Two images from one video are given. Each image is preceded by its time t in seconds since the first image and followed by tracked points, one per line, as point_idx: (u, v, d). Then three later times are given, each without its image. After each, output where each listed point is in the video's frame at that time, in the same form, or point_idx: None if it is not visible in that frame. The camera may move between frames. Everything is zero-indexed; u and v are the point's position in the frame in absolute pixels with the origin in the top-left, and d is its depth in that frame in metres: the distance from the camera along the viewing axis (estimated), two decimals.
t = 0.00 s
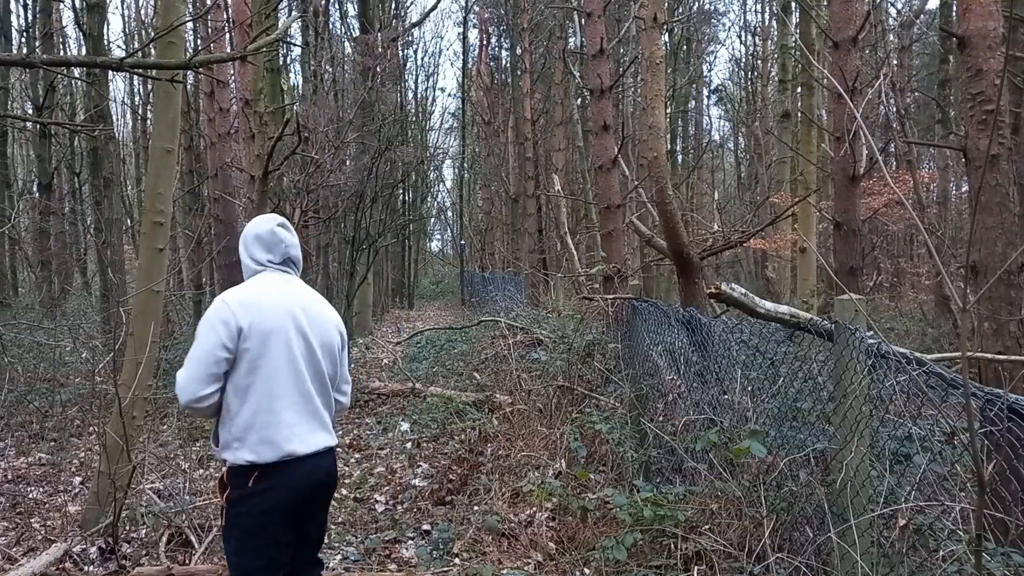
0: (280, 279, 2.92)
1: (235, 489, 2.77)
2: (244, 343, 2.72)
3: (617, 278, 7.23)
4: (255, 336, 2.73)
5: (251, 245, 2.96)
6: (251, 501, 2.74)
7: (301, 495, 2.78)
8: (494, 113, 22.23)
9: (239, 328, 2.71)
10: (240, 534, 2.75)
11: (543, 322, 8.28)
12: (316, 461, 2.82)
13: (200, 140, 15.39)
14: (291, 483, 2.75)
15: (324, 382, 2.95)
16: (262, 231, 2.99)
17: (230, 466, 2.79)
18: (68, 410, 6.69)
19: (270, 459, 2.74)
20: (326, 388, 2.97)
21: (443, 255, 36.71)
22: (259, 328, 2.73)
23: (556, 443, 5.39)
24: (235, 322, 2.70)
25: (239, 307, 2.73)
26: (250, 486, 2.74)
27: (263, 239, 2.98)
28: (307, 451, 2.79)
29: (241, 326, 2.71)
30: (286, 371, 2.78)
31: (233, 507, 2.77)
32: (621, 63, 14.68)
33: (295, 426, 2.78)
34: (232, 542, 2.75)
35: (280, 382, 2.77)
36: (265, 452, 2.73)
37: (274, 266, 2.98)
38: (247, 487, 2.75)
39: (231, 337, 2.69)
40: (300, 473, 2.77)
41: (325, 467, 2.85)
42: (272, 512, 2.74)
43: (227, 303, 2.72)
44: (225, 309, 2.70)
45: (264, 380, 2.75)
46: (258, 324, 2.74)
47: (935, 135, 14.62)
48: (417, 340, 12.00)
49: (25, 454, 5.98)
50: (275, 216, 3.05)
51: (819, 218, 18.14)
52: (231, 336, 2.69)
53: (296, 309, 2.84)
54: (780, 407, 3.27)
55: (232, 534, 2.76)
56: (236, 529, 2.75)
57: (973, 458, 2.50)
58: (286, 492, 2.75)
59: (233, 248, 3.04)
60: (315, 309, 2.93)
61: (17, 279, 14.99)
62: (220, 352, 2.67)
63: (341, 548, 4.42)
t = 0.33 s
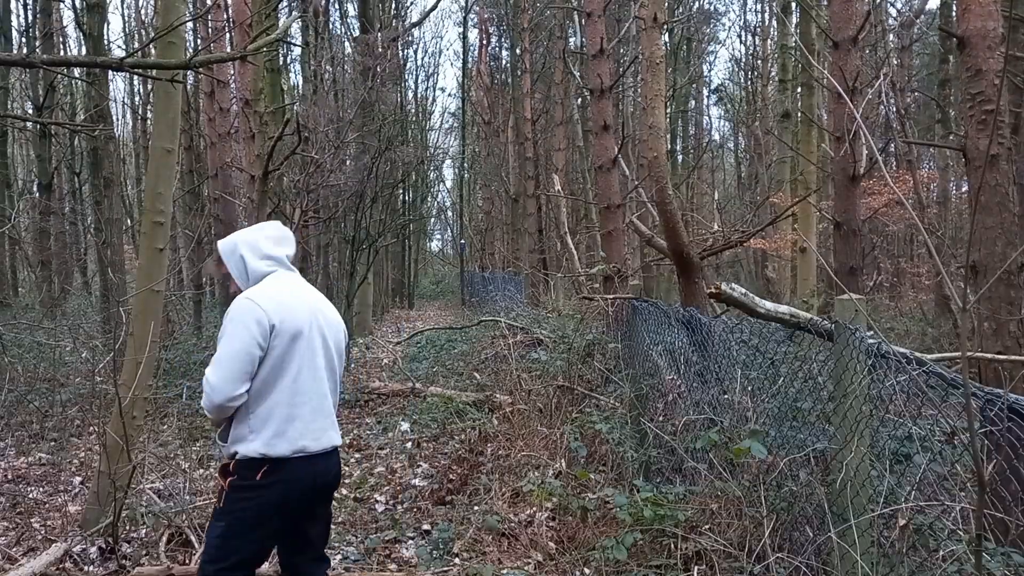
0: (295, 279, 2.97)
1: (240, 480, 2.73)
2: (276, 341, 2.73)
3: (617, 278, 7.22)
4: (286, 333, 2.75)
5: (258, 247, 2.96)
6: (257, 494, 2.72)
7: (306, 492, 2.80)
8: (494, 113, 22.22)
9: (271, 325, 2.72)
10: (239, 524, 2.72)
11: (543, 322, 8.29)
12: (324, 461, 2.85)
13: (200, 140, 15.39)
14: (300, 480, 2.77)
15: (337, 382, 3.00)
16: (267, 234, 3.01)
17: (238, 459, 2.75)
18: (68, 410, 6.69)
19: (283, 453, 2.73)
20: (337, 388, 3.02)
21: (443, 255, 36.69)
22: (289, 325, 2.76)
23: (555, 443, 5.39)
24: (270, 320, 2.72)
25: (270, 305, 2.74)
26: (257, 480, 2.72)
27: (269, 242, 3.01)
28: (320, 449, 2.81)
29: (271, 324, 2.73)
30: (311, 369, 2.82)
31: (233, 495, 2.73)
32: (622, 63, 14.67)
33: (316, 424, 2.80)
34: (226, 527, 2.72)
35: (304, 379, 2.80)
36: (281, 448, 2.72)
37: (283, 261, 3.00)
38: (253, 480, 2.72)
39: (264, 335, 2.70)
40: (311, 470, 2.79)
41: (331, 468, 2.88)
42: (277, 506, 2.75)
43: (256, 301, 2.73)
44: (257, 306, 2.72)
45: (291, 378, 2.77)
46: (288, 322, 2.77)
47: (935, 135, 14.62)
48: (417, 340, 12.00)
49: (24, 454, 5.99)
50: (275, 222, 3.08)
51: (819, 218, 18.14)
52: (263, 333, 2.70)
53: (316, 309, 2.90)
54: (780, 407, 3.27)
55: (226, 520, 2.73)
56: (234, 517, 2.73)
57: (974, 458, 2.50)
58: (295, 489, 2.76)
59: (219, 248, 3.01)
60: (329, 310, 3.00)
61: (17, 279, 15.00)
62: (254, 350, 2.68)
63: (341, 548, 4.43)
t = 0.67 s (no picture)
0: (277, 280, 2.94)
1: (238, 477, 2.74)
2: (268, 347, 2.71)
3: (617, 278, 7.21)
4: (278, 337, 2.73)
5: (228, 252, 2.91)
6: (254, 492, 2.72)
7: (302, 489, 2.80)
8: (494, 113, 22.21)
9: (262, 332, 2.69)
10: (234, 520, 2.73)
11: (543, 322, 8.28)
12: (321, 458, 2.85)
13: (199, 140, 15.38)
14: (297, 478, 2.77)
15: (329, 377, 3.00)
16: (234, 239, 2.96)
17: (234, 462, 2.75)
18: (68, 410, 6.69)
19: (280, 453, 2.72)
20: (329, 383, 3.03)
21: (443, 255, 36.66)
22: (280, 328, 2.74)
23: (555, 443, 5.38)
24: (260, 327, 2.69)
25: (259, 311, 2.71)
26: (255, 476, 2.72)
27: (239, 248, 2.96)
28: (316, 448, 2.81)
29: (261, 331, 2.70)
30: (305, 370, 2.82)
31: (230, 492, 2.75)
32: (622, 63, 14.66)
33: (313, 424, 2.80)
34: (222, 525, 2.73)
35: (298, 382, 2.80)
36: (278, 448, 2.72)
37: (256, 262, 2.99)
38: (250, 477, 2.72)
39: (256, 342, 2.67)
40: (308, 468, 2.79)
41: (330, 465, 2.89)
42: (273, 504, 2.75)
43: (244, 308, 2.69)
44: (246, 314, 2.68)
45: (286, 380, 2.76)
46: (279, 327, 2.74)
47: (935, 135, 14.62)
48: (417, 339, 12.00)
49: (25, 454, 5.99)
50: (239, 227, 3.03)
51: (819, 218, 18.13)
52: (254, 342, 2.68)
53: (303, 308, 2.88)
54: (780, 407, 3.27)
55: (222, 517, 2.74)
56: (230, 513, 2.73)
57: (974, 457, 2.50)
58: (293, 486, 2.76)
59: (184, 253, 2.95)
60: (314, 309, 2.99)
61: (17, 279, 14.99)
62: (248, 358, 2.66)
63: (341, 548, 4.43)
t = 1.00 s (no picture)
0: (246, 305, 2.47)
1: (217, 522, 2.31)
2: (248, 385, 2.28)
3: (617, 278, 7.20)
4: (257, 374, 2.30)
5: (188, 274, 2.41)
6: (238, 536, 2.30)
7: (282, 535, 2.40)
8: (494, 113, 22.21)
9: (238, 369, 2.25)
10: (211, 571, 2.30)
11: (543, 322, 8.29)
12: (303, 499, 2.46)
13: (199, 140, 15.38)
14: (277, 525, 2.36)
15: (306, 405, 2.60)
16: (193, 261, 2.46)
17: (207, 512, 2.32)
18: (68, 410, 6.70)
19: (264, 499, 2.32)
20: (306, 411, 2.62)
21: (443, 255, 36.66)
22: (259, 364, 2.30)
23: (555, 443, 5.39)
24: (238, 365, 2.24)
25: (233, 344, 2.25)
26: (237, 520, 2.30)
27: (199, 268, 2.46)
28: (300, 488, 2.43)
29: (238, 369, 2.25)
30: (286, 406, 2.41)
31: (209, 538, 2.31)
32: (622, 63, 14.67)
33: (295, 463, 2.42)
34: None
35: (278, 421, 2.37)
36: (263, 495, 2.31)
37: (219, 288, 2.49)
38: (232, 521, 2.30)
39: (232, 381, 2.23)
40: (291, 512, 2.39)
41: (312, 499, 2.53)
42: (248, 554, 2.32)
43: (216, 344, 2.22)
44: (217, 350, 2.22)
45: (267, 422, 2.34)
46: (256, 361, 2.30)
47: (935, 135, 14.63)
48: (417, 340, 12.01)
49: (25, 454, 6.00)
50: (194, 245, 2.52)
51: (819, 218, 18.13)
52: (231, 382, 2.23)
53: (279, 335, 2.44)
54: (780, 407, 3.28)
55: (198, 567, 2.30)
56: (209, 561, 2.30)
57: (973, 458, 2.50)
58: (274, 533, 2.35)
59: (132, 280, 2.40)
60: (290, 335, 2.55)
61: (17, 279, 14.99)
62: (225, 401, 2.22)
63: (341, 548, 4.45)
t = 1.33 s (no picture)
0: (160, 301, 2.10)
1: (160, 565, 2.08)
2: (153, 407, 1.94)
3: (617, 278, 7.20)
4: (163, 392, 1.95)
5: (96, 263, 2.07)
6: None
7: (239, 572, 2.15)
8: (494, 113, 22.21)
9: (137, 389, 1.90)
10: None
11: (543, 322, 8.28)
12: (257, 523, 2.18)
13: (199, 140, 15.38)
14: (229, 560, 2.10)
15: (254, 412, 2.27)
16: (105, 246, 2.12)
17: (146, 550, 2.08)
18: (67, 410, 6.70)
19: (202, 536, 2.05)
20: (258, 420, 2.30)
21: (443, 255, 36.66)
22: (164, 380, 1.95)
23: (555, 443, 5.39)
24: (136, 385, 1.90)
25: (129, 360, 1.90)
26: (181, 564, 2.06)
27: (112, 255, 2.11)
28: (248, 516, 2.15)
29: (138, 389, 1.91)
30: (214, 424, 2.08)
31: None
32: (622, 63, 14.67)
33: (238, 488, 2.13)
34: None
35: (205, 443, 2.05)
36: (199, 532, 2.05)
37: (136, 278, 2.14)
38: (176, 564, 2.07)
39: (129, 406, 1.89)
40: (244, 544, 2.13)
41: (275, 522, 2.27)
42: None
43: (105, 363, 1.87)
44: (109, 368, 1.87)
45: (190, 447, 2.02)
46: (161, 376, 1.95)
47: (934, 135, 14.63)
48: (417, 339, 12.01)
49: (25, 454, 6.00)
50: (112, 225, 2.18)
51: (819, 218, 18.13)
52: (129, 406, 1.90)
53: (197, 338, 2.07)
54: (780, 407, 3.28)
55: None
56: None
57: (974, 458, 2.50)
58: (224, 570, 2.10)
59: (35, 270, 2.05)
60: (220, 329, 2.18)
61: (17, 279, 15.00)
62: (125, 430, 1.89)
63: (341, 548, 4.46)
